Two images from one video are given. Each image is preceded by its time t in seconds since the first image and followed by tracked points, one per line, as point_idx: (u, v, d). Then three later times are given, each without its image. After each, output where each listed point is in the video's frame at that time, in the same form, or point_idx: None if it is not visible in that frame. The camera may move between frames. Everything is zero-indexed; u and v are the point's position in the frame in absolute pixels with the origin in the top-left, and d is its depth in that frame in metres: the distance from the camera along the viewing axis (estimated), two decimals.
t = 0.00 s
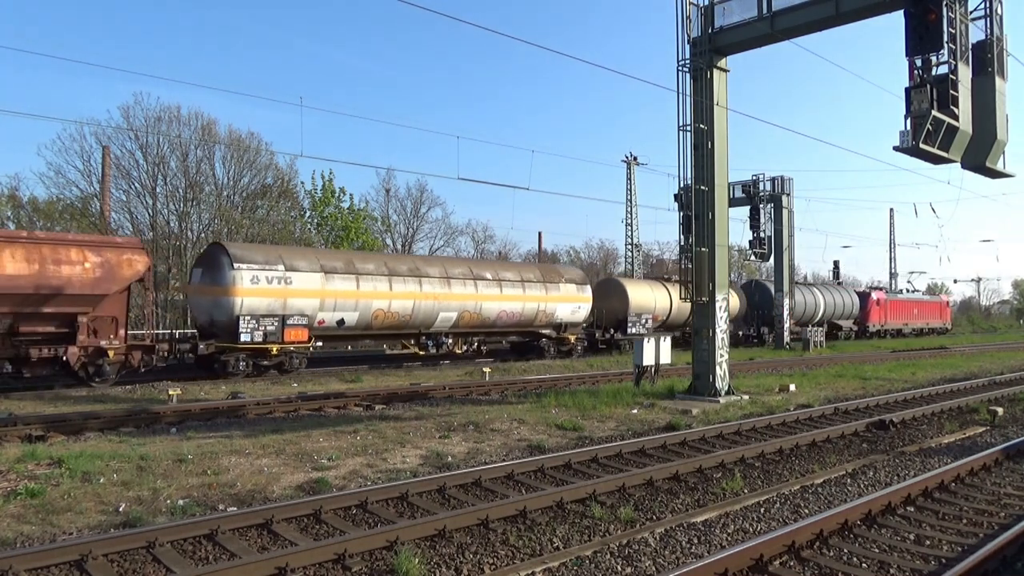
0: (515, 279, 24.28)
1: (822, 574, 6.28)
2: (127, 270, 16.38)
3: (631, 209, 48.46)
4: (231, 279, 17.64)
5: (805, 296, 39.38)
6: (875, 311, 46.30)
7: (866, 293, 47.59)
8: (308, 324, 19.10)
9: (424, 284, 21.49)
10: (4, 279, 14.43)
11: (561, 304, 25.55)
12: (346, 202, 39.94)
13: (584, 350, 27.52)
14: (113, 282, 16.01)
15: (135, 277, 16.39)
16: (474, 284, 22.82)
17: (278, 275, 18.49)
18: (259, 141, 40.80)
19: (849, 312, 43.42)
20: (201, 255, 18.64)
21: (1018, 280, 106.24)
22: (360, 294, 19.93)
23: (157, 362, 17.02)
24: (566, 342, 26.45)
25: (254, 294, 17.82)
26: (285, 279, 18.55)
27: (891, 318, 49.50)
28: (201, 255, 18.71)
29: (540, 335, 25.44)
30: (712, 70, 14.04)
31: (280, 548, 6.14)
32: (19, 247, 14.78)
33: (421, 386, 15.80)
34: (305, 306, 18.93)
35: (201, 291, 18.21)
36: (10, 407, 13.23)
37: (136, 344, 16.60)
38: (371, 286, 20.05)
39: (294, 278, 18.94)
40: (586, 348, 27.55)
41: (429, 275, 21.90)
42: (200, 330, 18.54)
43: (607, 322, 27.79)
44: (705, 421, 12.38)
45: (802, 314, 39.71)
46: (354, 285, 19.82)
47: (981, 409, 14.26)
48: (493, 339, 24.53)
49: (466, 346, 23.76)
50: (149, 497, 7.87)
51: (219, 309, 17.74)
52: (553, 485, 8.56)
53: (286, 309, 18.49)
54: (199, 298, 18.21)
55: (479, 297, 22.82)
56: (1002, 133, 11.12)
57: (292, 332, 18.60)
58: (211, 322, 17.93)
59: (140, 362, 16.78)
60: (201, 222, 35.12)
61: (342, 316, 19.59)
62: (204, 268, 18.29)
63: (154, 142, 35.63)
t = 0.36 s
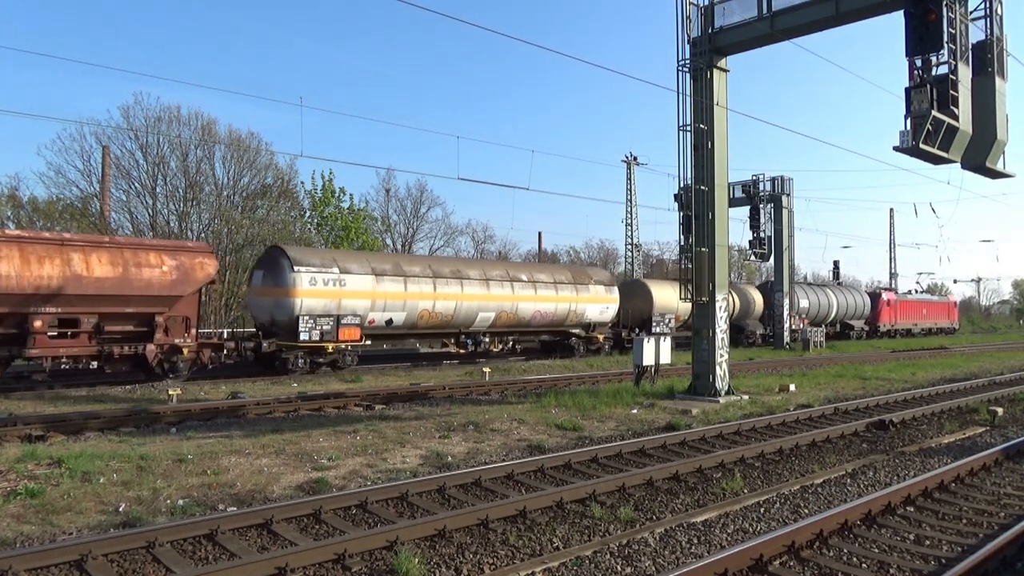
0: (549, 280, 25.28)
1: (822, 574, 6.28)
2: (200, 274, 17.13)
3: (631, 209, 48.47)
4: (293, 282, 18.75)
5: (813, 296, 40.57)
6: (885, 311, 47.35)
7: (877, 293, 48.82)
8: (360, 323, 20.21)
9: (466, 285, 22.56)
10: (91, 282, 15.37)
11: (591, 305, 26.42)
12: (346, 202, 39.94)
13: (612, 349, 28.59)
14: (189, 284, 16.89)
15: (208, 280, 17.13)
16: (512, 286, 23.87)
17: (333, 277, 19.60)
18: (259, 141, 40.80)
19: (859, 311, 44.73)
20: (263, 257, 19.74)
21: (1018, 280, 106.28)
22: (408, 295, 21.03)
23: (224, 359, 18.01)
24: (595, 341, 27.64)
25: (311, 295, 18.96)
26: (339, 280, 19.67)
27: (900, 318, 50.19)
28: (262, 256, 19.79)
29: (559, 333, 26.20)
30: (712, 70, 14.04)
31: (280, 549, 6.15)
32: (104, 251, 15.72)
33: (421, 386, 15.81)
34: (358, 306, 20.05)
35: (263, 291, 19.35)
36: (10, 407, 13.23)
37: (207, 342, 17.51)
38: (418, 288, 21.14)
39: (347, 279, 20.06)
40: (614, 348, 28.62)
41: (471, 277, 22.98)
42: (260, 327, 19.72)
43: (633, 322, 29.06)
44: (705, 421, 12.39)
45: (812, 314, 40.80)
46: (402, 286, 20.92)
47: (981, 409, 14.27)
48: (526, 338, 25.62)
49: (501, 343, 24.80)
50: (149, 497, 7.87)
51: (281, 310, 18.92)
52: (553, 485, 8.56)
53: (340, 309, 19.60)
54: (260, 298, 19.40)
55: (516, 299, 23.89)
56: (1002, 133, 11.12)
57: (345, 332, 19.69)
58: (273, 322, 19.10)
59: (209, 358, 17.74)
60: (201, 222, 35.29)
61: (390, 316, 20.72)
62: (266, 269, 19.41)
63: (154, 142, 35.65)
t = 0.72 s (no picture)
0: (580, 282, 26.27)
1: (822, 575, 6.28)
2: (265, 276, 18.59)
3: (631, 209, 48.47)
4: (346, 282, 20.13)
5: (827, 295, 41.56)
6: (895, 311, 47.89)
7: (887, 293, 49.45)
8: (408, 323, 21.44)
9: (503, 287, 23.69)
10: (168, 283, 16.78)
11: (620, 304, 27.54)
12: (346, 202, 39.91)
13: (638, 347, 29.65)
14: (255, 285, 18.19)
15: (272, 281, 18.58)
16: (545, 287, 24.95)
17: (383, 279, 20.81)
18: (259, 141, 40.82)
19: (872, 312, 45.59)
20: (316, 261, 21.11)
21: (1018, 281, 106.39)
22: (450, 296, 22.21)
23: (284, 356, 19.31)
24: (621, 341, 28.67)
25: (364, 296, 20.24)
26: (388, 282, 20.92)
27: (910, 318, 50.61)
28: (314, 260, 21.20)
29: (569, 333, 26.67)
30: (712, 70, 14.04)
31: (280, 549, 6.15)
32: (179, 256, 17.20)
33: (421, 386, 15.83)
34: (405, 306, 21.25)
35: (317, 292, 20.79)
36: (10, 407, 13.23)
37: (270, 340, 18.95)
38: (460, 289, 22.32)
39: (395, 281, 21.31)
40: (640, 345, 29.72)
41: (507, 279, 24.09)
42: (315, 327, 21.02)
43: (657, 322, 30.39)
44: (705, 421, 12.40)
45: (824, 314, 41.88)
46: (445, 288, 22.10)
47: (981, 409, 14.30)
48: (557, 338, 26.48)
49: (534, 342, 25.60)
50: (150, 497, 7.87)
51: (335, 310, 20.17)
52: (552, 485, 8.57)
53: (389, 309, 20.79)
54: (316, 298, 20.70)
55: (549, 300, 24.97)
56: (1002, 133, 11.13)
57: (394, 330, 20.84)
58: (327, 321, 20.42)
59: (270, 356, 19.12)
60: (201, 222, 35.37)
61: (435, 316, 21.93)
62: (319, 272, 20.82)
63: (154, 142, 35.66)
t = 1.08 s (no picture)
0: (608, 283, 26.84)
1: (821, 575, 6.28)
2: (319, 278, 20.04)
3: (630, 209, 48.44)
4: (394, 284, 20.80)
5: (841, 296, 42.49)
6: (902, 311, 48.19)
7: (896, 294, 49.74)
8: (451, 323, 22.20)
9: (538, 289, 24.37)
10: (236, 286, 18.28)
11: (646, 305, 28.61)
12: (345, 201, 39.83)
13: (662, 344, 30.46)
14: (311, 287, 19.76)
15: (327, 283, 20.10)
16: (576, 288, 25.60)
17: (428, 280, 21.56)
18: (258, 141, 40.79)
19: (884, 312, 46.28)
20: (362, 263, 21.85)
21: (1017, 281, 106.49)
22: (489, 297, 22.98)
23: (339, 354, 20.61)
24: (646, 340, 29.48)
25: (411, 297, 20.98)
26: (433, 283, 21.64)
27: (918, 319, 50.89)
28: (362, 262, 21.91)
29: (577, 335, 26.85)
30: (711, 70, 14.03)
31: (279, 549, 6.14)
32: (243, 261, 18.66)
33: (421, 386, 15.84)
34: (448, 307, 22.00)
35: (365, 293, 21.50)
36: (9, 407, 13.22)
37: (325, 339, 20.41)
38: (499, 291, 23.06)
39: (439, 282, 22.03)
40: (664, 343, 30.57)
41: (541, 280, 24.76)
42: (361, 326, 21.76)
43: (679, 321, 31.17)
44: (703, 422, 12.40)
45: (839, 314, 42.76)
46: (485, 289, 22.87)
47: (981, 409, 14.31)
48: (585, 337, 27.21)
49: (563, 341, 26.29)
50: (149, 497, 7.87)
51: (384, 310, 20.93)
52: (552, 485, 8.57)
53: (433, 310, 21.54)
54: (363, 299, 21.45)
55: (580, 301, 25.64)
56: (1001, 134, 11.14)
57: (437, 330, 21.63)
58: (375, 321, 21.13)
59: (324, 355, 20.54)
60: (200, 222, 35.35)
61: (475, 317, 22.68)
62: (367, 274, 21.53)
63: (153, 142, 35.62)
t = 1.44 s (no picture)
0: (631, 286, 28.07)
1: None
2: (368, 281, 20.89)
3: (625, 210, 48.45)
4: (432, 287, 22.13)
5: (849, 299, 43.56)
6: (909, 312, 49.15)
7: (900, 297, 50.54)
8: (485, 324, 23.46)
9: (565, 290, 25.57)
10: (293, 288, 19.11)
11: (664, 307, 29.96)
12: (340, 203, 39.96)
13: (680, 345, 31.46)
14: (361, 290, 20.55)
15: (374, 285, 20.86)
16: (600, 290, 26.72)
17: (463, 284, 22.87)
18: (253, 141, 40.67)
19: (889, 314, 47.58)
20: (401, 267, 23.22)
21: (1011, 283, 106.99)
22: (520, 299, 24.24)
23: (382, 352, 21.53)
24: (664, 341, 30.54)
25: (449, 300, 22.27)
26: (467, 287, 22.90)
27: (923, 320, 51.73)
28: (402, 267, 23.27)
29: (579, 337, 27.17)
30: (706, 73, 14.06)
31: (273, 551, 6.12)
32: (297, 265, 19.52)
33: (416, 387, 15.82)
34: (482, 309, 23.27)
35: (404, 295, 22.87)
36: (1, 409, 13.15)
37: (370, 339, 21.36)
38: (529, 292, 24.23)
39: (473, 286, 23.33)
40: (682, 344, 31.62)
41: (568, 283, 25.95)
42: (402, 328, 23.12)
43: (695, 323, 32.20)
44: (698, 423, 12.42)
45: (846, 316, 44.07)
46: (516, 291, 24.14)
47: (974, 411, 14.35)
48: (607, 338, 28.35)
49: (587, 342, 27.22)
50: (142, 499, 7.83)
51: (423, 312, 22.21)
52: (546, 487, 8.56)
53: (469, 311, 22.82)
54: (404, 301, 22.81)
55: (604, 303, 26.70)
56: (994, 137, 11.19)
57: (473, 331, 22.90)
58: (415, 322, 22.44)
59: (370, 353, 21.50)
60: (195, 222, 35.21)
61: (508, 318, 23.92)
62: (406, 278, 22.90)
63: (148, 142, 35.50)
